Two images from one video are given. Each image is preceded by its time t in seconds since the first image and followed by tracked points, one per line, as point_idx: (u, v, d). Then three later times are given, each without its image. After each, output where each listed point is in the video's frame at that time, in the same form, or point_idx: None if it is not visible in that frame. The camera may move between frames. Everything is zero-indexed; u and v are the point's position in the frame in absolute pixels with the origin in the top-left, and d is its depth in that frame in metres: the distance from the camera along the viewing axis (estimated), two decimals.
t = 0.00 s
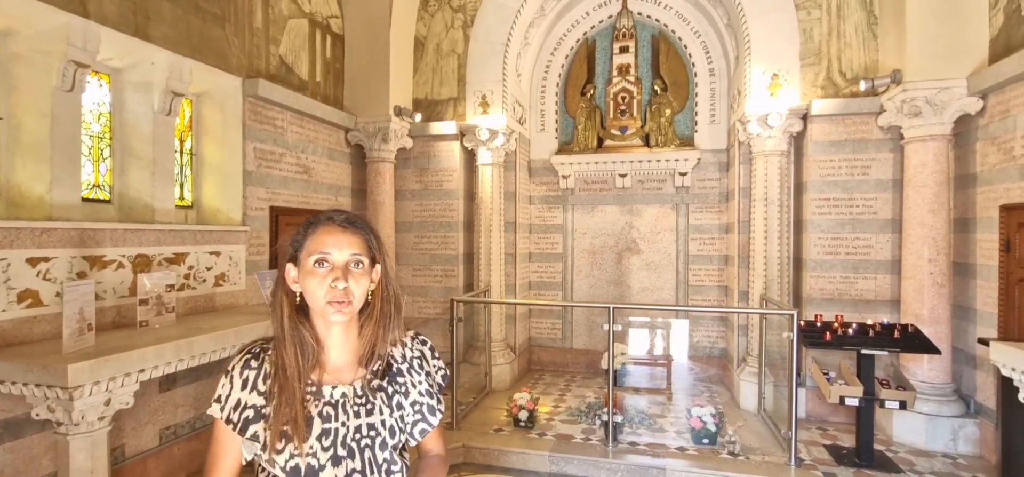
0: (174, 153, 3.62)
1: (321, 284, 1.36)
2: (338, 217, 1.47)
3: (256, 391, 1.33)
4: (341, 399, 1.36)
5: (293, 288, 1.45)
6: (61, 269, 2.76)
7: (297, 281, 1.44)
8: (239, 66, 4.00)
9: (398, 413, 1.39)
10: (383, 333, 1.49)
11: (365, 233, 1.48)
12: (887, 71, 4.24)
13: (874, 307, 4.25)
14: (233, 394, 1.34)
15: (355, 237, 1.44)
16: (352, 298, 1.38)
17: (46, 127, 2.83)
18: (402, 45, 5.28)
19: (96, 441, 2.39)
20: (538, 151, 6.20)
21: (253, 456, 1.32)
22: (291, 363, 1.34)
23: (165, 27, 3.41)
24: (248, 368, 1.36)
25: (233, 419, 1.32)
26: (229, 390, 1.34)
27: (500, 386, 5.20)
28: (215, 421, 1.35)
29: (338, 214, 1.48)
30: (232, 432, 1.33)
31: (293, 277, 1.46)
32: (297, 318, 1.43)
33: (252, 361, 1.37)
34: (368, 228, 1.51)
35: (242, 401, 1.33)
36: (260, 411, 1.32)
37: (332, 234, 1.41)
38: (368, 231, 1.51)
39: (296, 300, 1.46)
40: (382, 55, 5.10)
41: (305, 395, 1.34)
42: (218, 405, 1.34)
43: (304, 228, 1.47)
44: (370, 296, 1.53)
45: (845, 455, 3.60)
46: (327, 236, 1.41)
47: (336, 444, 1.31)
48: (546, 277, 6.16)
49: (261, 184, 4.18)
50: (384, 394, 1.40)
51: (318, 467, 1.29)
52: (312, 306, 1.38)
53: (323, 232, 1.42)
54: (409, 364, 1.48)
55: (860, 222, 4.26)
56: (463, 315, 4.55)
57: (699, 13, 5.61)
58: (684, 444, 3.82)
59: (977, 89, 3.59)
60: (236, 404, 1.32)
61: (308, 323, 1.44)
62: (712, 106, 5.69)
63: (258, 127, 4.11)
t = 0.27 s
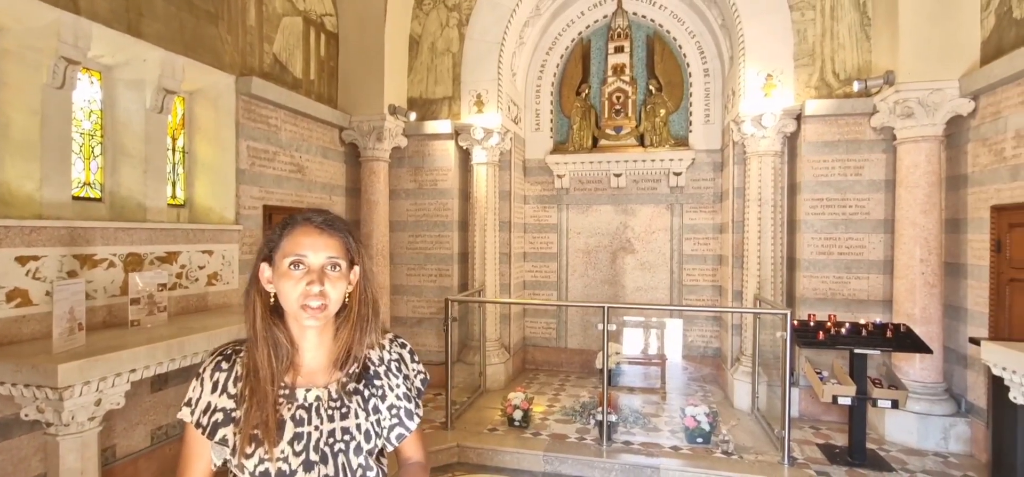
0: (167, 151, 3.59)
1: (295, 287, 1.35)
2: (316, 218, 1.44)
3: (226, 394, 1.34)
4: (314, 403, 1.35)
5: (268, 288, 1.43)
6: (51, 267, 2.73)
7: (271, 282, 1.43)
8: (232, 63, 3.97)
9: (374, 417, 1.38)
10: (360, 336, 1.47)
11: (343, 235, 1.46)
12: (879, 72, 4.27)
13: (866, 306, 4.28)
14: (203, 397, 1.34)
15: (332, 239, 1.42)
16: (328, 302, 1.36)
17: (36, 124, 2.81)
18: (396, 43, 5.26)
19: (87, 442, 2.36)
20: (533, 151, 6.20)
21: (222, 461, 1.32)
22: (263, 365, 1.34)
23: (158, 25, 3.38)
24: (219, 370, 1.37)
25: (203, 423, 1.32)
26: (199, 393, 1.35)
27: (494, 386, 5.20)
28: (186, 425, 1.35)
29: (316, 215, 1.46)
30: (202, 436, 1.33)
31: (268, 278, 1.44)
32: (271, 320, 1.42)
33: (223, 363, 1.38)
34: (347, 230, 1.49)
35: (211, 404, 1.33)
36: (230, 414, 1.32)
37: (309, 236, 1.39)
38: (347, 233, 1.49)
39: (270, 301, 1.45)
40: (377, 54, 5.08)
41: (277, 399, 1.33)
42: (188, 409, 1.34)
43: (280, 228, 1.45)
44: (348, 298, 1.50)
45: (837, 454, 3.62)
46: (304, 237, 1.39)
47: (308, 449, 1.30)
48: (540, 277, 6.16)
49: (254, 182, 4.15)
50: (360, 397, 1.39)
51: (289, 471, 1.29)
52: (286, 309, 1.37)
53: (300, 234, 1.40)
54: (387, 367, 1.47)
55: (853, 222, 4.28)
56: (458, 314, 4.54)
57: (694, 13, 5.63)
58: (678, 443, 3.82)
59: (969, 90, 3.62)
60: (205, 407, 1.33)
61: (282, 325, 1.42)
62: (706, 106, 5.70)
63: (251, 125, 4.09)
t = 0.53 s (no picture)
0: (161, 150, 3.57)
1: (271, 288, 1.34)
2: (293, 218, 1.44)
3: (200, 398, 1.33)
4: (290, 407, 1.34)
5: (243, 290, 1.44)
6: (44, 266, 2.71)
7: (247, 284, 1.42)
8: (227, 61, 3.95)
9: (352, 423, 1.37)
10: (338, 339, 1.47)
11: (321, 235, 1.46)
12: (875, 72, 4.28)
13: (861, 306, 4.29)
14: (176, 401, 1.33)
15: (309, 239, 1.42)
16: (304, 303, 1.35)
17: (28, 122, 2.78)
18: (393, 42, 5.25)
19: (80, 442, 2.35)
20: (529, 150, 6.19)
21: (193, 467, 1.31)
22: (238, 370, 1.34)
23: (152, 22, 3.35)
24: (193, 374, 1.36)
25: (175, 428, 1.31)
26: (172, 397, 1.34)
27: (491, 385, 5.19)
28: (160, 429, 1.35)
29: (293, 214, 1.46)
30: (174, 442, 1.32)
31: (244, 279, 1.44)
32: (246, 324, 1.42)
33: (198, 367, 1.38)
34: (325, 229, 1.48)
35: (184, 408, 1.32)
36: (202, 420, 1.31)
37: (285, 236, 1.39)
38: (326, 233, 1.48)
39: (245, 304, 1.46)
40: (373, 52, 5.06)
41: (251, 403, 1.32)
42: (161, 413, 1.33)
43: (256, 228, 1.45)
44: (326, 300, 1.50)
45: (833, 453, 3.63)
46: (280, 237, 1.38)
47: (283, 455, 1.29)
48: (537, 276, 6.16)
49: (250, 181, 4.13)
50: (338, 402, 1.37)
51: None
52: (262, 311, 1.36)
53: (276, 233, 1.39)
54: (367, 371, 1.45)
55: (849, 221, 4.30)
56: (454, 313, 4.53)
57: (690, 12, 5.63)
58: (674, 442, 3.83)
59: (964, 91, 3.64)
60: (178, 412, 1.32)
61: (258, 329, 1.43)
62: (703, 105, 5.71)
63: (246, 123, 4.06)
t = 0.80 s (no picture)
0: (152, 149, 3.54)
1: (250, 287, 1.32)
2: (273, 215, 1.43)
3: (178, 404, 1.32)
4: (272, 413, 1.33)
5: (223, 293, 1.42)
6: (33, 266, 2.68)
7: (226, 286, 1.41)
8: (219, 60, 3.92)
9: (336, 427, 1.37)
10: (322, 342, 1.46)
11: (301, 232, 1.45)
12: (868, 72, 4.30)
13: (854, 305, 4.31)
14: (152, 408, 1.31)
15: (290, 237, 1.42)
16: (286, 302, 1.34)
17: (18, 121, 2.75)
18: (387, 41, 5.23)
19: (70, 443, 2.33)
20: (524, 149, 6.19)
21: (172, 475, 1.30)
22: (217, 375, 1.32)
23: (143, 20, 3.32)
24: (171, 380, 1.35)
25: (152, 435, 1.29)
26: (149, 403, 1.32)
27: (485, 385, 5.18)
28: (136, 438, 1.33)
29: (272, 212, 1.45)
30: (151, 450, 1.30)
31: (223, 282, 1.42)
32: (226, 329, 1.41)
33: (176, 372, 1.36)
34: (306, 228, 1.48)
35: (161, 415, 1.31)
36: (181, 427, 1.30)
37: (265, 233, 1.38)
38: (306, 231, 1.48)
39: (225, 308, 1.44)
40: (367, 51, 5.04)
41: (231, 409, 1.31)
42: (137, 420, 1.31)
43: (235, 229, 1.44)
44: (309, 302, 1.49)
45: (826, 451, 3.65)
46: (260, 235, 1.38)
47: (265, 462, 1.28)
48: (532, 276, 6.16)
49: (243, 180, 4.11)
50: (321, 406, 1.37)
51: None
52: (242, 312, 1.35)
53: (255, 232, 1.39)
54: (351, 375, 1.45)
55: (841, 221, 4.31)
56: (448, 313, 4.52)
57: (685, 12, 5.64)
58: (669, 442, 3.78)
59: (956, 91, 3.66)
60: (155, 419, 1.30)
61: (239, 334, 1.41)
62: (697, 105, 5.72)
63: (239, 122, 4.04)
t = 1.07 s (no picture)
0: (144, 147, 3.51)
1: (241, 283, 1.31)
2: (263, 211, 1.43)
3: (165, 405, 1.30)
4: (263, 413, 1.32)
5: (213, 292, 1.41)
6: (22, 266, 2.65)
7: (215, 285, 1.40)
8: (211, 58, 3.90)
9: (329, 427, 1.36)
10: (313, 341, 1.45)
11: (292, 228, 1.45)
12: (860, 73, 4.33)
13: (846, 304, 4.34)
14: (137, 409, 1.30)
15: (282, 233, 1.41)
16: (277, 298, 1.33)
17: (5, 119, 2.72)
18: (381, 40, 5.21)
19: (59, 444, 2.31)
20: (518, 149, 6.19)
21: None
22: (206, 376, 1.31)
23: (134, 18, 3.29)
24: (157, 379, 1.33)
25: (137, 438, 1.28)
26: (133, 404, 1.30)
27: (479, 384, 5.18)
28: (119, 440, 1.31)
29: (263, 209, 1.45)
30: (137, 452, 1.29)
31: (212, 280, 1.41)
32: (216, 329, 1.39)
33: (162, 372, 1.34)
34: (297, 225, 1.48)
35: (148, 416, 1.29)
36: (168, 428, 1.29)
37: (255, 228, 1.37)
38: (297, 229, 1.47)
39: (215, 307, 1.43)
40: (361, 50, 5.01)
41: (221, 410, 1.30)
42: (120, 422, 1.29)
43: (224, 226, 1.43)
44: (299, 302, 1.48)
45: (818, 450, 3.67)
46: (251, 230, 1.37)
47: (256, 463, 1.26)
48: (526, 275, 6.16)
49: (235, 179, 4.08)
50: (313, 406, 1.36)
51: None
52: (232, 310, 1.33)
53: (245, 227, 1.38)
54: (342, 374, 1.45)
55: (834, 221, 4.34)
56: (442, 313, 4.52)
57: (679, 12, 5.65)
58: (662, 441, 3.81)
59: (946, 92, 3.69)
60: (140, 420, 1.29)
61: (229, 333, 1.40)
62: (691, 105, 5.74)
63: (232, 121, 4.01)
